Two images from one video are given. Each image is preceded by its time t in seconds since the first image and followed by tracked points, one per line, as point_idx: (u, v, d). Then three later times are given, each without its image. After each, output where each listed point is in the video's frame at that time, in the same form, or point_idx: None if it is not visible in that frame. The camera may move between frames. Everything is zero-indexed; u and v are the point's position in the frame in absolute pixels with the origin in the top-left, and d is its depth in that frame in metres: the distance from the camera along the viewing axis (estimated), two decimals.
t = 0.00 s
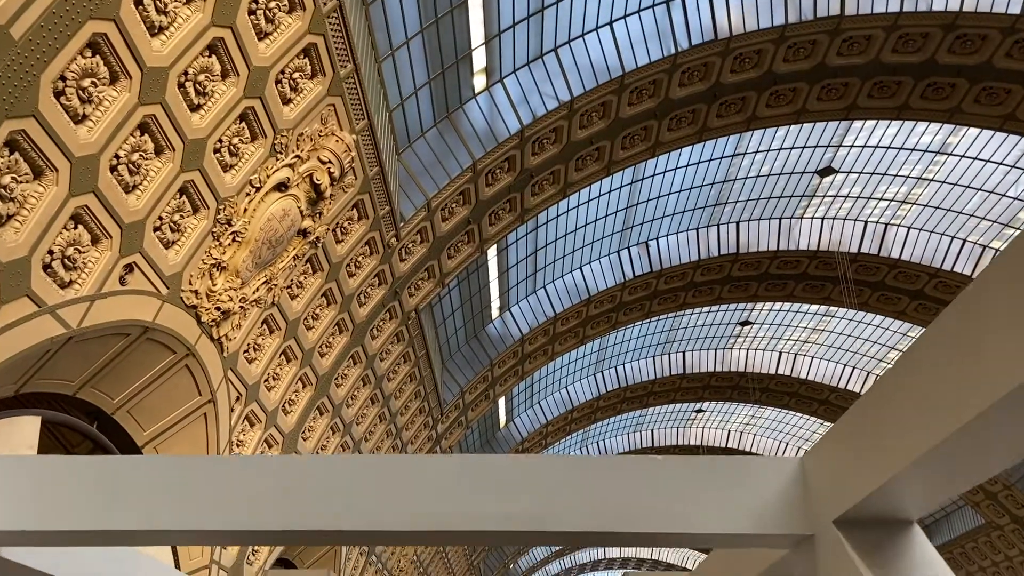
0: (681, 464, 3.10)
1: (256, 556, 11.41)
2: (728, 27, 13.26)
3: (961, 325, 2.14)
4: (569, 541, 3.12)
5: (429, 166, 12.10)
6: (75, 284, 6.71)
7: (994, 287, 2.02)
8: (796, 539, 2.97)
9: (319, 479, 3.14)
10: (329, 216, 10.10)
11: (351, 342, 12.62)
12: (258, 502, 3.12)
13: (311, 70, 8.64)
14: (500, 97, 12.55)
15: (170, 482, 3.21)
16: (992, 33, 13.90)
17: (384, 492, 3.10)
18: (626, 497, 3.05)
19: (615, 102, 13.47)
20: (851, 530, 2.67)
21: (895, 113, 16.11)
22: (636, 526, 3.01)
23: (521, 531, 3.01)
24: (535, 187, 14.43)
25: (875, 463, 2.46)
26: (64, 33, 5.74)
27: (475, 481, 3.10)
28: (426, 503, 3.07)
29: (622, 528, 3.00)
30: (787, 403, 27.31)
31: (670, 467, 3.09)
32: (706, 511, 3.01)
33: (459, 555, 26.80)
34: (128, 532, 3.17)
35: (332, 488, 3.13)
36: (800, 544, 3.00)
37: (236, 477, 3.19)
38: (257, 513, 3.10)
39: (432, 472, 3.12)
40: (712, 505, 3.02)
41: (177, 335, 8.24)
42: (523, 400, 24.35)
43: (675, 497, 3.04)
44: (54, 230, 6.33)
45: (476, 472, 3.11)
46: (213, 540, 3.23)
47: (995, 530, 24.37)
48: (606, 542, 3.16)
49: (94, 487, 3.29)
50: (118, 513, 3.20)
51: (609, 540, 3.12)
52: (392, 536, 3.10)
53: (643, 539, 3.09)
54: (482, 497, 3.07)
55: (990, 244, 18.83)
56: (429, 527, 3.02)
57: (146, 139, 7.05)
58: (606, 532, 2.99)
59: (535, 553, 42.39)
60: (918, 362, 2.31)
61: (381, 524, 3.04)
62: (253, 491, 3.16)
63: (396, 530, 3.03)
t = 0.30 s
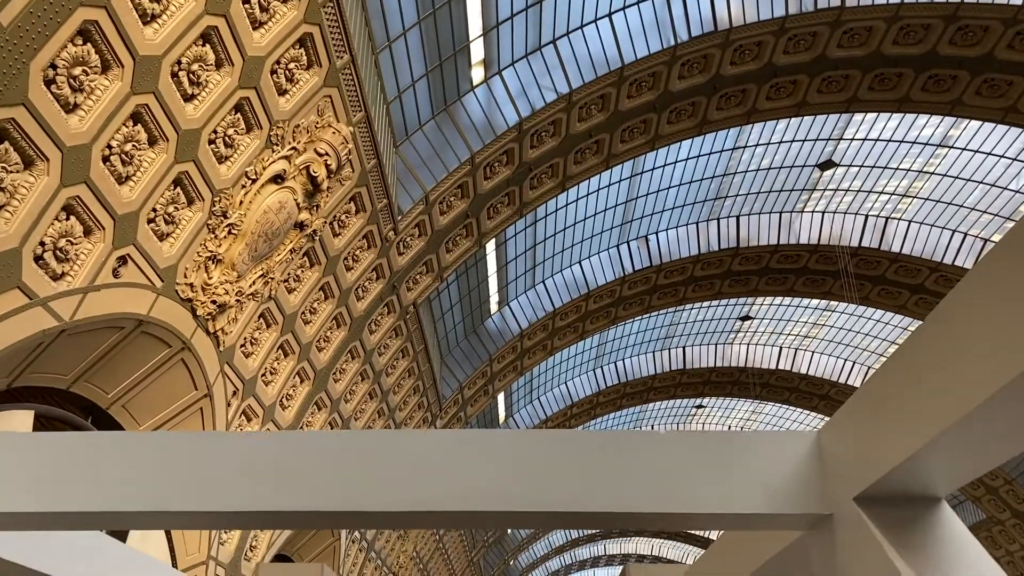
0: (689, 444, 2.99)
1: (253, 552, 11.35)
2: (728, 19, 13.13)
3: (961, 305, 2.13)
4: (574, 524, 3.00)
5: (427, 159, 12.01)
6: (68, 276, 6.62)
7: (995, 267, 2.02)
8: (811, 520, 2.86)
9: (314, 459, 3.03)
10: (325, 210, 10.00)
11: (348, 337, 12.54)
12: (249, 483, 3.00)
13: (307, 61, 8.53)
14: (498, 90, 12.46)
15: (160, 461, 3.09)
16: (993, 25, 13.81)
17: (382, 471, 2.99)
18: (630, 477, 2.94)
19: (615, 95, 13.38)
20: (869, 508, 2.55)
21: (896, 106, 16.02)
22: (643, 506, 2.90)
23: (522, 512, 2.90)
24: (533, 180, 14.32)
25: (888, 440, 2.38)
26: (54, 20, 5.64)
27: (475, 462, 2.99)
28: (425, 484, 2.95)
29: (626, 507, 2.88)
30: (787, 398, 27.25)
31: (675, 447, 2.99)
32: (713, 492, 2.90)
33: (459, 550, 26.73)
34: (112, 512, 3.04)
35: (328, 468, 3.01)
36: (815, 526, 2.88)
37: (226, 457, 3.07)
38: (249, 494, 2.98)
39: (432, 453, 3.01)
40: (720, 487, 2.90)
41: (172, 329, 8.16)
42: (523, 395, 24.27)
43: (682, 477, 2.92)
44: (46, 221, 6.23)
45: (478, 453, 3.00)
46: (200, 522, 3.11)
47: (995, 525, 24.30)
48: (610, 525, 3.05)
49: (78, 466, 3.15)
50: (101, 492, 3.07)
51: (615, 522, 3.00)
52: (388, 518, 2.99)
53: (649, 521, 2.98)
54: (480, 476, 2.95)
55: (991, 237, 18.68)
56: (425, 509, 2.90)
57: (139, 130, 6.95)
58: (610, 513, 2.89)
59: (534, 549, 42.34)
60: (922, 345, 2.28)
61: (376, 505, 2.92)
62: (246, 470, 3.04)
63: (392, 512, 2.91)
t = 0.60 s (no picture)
0: (694, 421, 2.73)
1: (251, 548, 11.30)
2: (728, 10, 13.01)
3: (960, 296, 2.10)
4: (575, 509, 2.77)
5: (424, 152, 11.90)
6: (60, 269, 6.53)
7: (993, 251, 1.98)
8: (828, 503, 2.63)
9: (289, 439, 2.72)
10: (322, 202, 9.90)
11: (346, 332, 12.46)
12: (220, 465, 2.71)
13: (302, 52, 8.44)
14: (497, 83, 12.38)
15: (123, 441, 2.79)
16: (995, 16, 13.71)
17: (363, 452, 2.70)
18: (633, 457, 2.67)
19: (614, 87, 13.28)
20: (895, 490, 2.36)
21: (897, 98, 15.92)
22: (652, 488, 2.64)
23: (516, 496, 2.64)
24: (532, 173, 14.22)
25: (905, 424, 2.26)
26: (44, 7, 5.54)
27: (464, 442, 2.72)
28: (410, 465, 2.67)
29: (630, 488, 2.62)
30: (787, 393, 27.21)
31: (680, 425, 2.72)
32: (723, 473, 2.65)
33: (459, 546, 26.71)
34: (70, 498, 2.75)
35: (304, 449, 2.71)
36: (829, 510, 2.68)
37: (196, 437, 2.77)
38: (220, 477, 2.69)
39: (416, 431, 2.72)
40: (729, 467, 2.66)
41: (166, 323, 8.08)
42: (523, 390, 24.20)
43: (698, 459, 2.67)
44: (38, 212, 6.15)
45: (467, 433, 2.72)
46: (167, 508, 2.81)
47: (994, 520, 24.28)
48: (609, 510, 2.80)
49: (37, 446, 2.83)
50: (59, 475, 2.77)
51: (615, 506, 2.76)
52: (369, 504, 2.72)
53: (652, 505, 2.72)
54: (469, 457, 2.68)
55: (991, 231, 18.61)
56: (409, 493, 2.62)
57: (132, 120, 6.85)
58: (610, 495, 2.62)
59: (534, 545, 42.36)
60: (923, 338, 2.25)
61: (355, 488, 2.64)
62: (218, 451, 2.74)
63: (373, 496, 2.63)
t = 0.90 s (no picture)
0: (704, 389, 2.67)
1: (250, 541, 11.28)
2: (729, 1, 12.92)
3: (955, 287, 2.09)
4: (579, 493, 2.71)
5: (423, 144, 11.81)
6: (55, 259, 6.46)
7: (988, 243, 1.95)
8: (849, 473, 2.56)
9: (288, 406, 2.63)
10: (321, 193, 9.83)
11: (345, 325, 12.41)
12: (212, 434, 2.60)
13: (300, 41, 8.35)
14: (496, 75, 12.27)
15: (113, 409, 2.69)
16: (997, 7, 13.62)
17: (361, 421, 2.60)
18: (644, 424, 2.59)
19: (614, 79, 13.19)
20: (930, 456, 2.24)
21: (898, 90, 15.84)
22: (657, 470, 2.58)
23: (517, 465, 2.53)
24: (532, 166, 14.14)
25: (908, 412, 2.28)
26: None
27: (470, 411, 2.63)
28: (407, 433, 2.58)
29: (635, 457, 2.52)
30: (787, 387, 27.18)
31: (689, 392, 2.66)
32: (734, 441, 2.57)
33: (459, 540, 26.69)
34: (63, 474, 2.69)
35: (299, 417, 2.63)
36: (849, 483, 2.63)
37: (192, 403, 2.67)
38: (211, 446, 2.59)
39: (415, 398, 2.65)
40: (740, 435, 2.58)
41: (164, 314, 8.03)
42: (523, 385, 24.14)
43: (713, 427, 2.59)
44: (32, 201, 6.08)
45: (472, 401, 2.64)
46: (157, 482, 2.71)
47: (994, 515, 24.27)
48: (615, 485, 2.71)
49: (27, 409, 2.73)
50: (44, 446, 2.66)
51: (621, 480, 2.66)
52: (365, 476, 2.62)
53: (659, 478, 2.63)
54: (469, 424, 2.60)
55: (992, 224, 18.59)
56: (404, 462, 2.52)
57: (128, 109, 6.77)
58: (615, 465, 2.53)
59: (534, 540, 42.40)
60: (928, 329, 2.23)
61: (349, 456, 2.54)
62: (211, 420, 2.64)
63: (367, 465, 2.53)
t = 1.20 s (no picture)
0: (695, 361, 2.89)
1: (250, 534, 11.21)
2: None
3: (968, 284, 2.43)
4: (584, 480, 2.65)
5: (423, 134, 11.71)
6: (50, 249, 6.38)
7: (994, 245, 2.29)
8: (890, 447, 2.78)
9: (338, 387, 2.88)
10: (319, 184, 9.73)
11: (345, 317, 12.33)
12: (242, 400, 2.82)
13: (298, 29, 8.24)
14: (496, 64, 12.14)
15: (145, 379, 2.88)
16: None
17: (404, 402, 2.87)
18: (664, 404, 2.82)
19: (615, 69, 13.07)
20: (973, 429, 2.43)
21: (901, 79, 15.71)
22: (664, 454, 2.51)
23: (518, 438, 2.75)
24: (532, 157, 14.03)
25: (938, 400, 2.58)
26: None
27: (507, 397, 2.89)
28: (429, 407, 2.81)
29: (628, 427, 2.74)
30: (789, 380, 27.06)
31: (692, 368, 2.87)
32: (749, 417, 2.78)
33: (459, 533, 26.54)
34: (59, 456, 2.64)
35: (322, 385, 2.85)
36: (886, 458, 2.87)
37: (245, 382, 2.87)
38: (239, 415, 2.78)
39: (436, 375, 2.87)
40: (727, 406, 2.80)
41: (161, 305, 7.96)
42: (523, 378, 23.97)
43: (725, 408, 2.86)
44: (26, 189, 5.98)
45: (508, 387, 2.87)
46: (188, 454, 2.90)
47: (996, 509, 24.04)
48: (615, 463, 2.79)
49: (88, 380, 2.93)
50: (82, 418, 2.84)
51: (620, 451, 2.86)
52: (379, 448, 2.83)
53: (651, 450, 2.84)
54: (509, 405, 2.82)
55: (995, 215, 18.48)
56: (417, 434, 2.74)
57: (124, 96, 6.67)
58: (608, 438, 2.75)
59: (534, 534, 42.29)
60: (942, 323, 2.58)
61: (363, 428, 2.75)
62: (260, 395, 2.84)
63: (379, 437, 2.74)
